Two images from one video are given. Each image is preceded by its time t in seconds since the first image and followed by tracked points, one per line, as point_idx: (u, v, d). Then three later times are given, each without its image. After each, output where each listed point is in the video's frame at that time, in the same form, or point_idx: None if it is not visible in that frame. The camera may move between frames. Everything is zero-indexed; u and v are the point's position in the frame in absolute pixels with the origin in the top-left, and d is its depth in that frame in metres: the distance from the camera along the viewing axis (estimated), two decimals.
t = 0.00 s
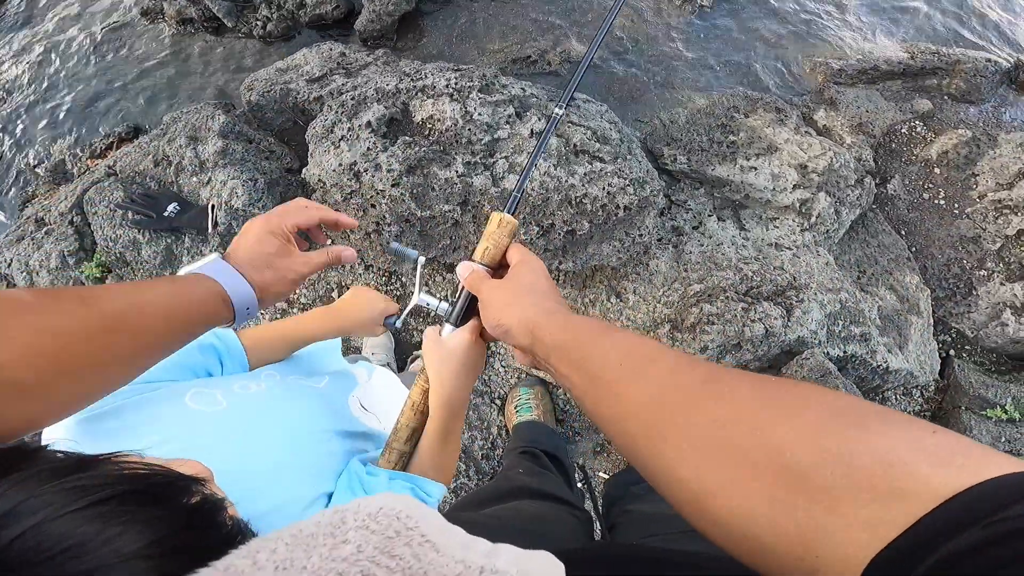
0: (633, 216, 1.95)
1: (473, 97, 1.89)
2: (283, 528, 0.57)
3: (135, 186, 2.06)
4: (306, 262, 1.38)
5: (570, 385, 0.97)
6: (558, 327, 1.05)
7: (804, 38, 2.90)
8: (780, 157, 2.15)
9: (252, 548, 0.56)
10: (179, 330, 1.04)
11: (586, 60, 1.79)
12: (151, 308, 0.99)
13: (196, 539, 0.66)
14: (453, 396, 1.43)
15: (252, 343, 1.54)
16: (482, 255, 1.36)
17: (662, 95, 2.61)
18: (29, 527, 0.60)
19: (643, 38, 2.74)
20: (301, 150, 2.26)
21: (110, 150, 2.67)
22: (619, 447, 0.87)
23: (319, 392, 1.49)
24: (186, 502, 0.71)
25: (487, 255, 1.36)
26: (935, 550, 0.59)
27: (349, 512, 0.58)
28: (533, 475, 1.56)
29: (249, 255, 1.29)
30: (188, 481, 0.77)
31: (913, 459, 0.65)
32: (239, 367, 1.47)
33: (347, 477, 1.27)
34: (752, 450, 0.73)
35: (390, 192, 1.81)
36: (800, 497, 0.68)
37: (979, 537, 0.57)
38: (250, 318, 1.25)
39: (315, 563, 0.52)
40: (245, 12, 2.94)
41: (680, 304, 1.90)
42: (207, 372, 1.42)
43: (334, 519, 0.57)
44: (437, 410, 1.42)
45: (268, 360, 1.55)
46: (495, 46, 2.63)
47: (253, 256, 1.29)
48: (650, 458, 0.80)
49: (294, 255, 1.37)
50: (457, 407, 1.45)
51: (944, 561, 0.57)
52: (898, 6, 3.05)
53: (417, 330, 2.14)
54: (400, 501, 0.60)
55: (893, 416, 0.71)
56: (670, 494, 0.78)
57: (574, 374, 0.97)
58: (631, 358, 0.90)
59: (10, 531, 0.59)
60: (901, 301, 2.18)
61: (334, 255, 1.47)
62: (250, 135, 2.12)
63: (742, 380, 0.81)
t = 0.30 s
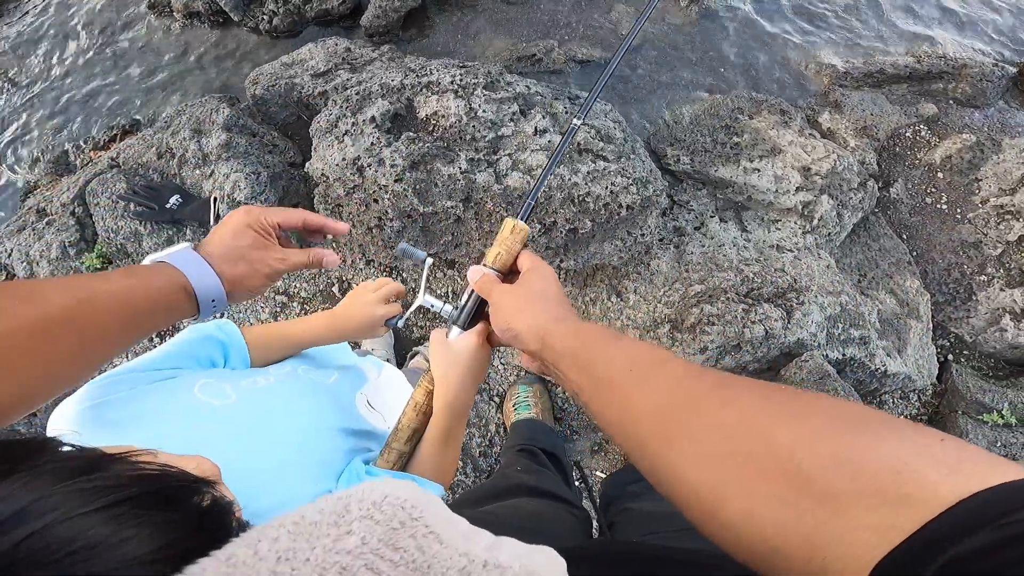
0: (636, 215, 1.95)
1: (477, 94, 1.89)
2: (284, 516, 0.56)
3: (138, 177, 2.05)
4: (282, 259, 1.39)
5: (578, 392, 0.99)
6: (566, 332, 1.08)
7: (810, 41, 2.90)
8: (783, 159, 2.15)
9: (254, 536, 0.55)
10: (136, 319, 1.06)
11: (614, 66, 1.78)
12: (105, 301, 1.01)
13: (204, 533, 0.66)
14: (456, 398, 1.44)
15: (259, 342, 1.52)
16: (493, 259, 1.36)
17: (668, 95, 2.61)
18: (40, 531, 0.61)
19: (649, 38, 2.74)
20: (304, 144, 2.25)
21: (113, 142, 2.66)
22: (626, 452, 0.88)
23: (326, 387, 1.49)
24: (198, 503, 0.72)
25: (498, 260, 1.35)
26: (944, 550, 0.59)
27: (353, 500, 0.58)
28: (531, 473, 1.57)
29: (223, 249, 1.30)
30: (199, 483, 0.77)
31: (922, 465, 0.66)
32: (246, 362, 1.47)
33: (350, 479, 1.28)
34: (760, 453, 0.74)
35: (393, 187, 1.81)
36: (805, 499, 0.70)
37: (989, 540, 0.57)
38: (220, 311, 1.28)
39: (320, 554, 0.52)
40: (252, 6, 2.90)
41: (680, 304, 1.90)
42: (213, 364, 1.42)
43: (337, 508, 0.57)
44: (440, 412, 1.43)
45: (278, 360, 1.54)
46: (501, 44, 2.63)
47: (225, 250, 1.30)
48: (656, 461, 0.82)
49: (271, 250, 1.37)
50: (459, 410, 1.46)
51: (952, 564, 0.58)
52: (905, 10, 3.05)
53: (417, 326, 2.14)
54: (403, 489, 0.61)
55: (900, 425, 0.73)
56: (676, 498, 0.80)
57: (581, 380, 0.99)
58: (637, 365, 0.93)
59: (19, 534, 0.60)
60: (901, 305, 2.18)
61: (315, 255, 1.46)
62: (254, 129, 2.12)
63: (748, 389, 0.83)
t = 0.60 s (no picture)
0: (635, 216, 1.96)
1: (478, 95, 1.90)
2: (282, 524, 0.57)
3: (139, 178, 2.06)
4: (277, 247, 1.40)
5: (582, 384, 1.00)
6: (569, 323, 1.08)
7: (810, 42, 2.91)
8: (783, 160, 2.15)
9: (250, 545, 0.57)
10: (132, 310, 1.06)
11: (599, 66, 1.78)
12: (100, 292, 1.01)
13: (207, 529, 0.67)
14: (459, 391, 1.43)
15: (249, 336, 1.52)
16: (493, 249, 1.35)
17: (668, 96, 2.62)
18: (45, 513, 0.61)
19: (650, 39, 2.75)
20: (305, 144, 2.26)
21: (115, 142, 2.67)
22: (630, 445, 0.89)
23: (329, 381, 1.50)
24: (202, 490, 0.73)
25: (498, 249, 1.35)
26: (949, 544, 0.59)
27: (349, 505, 0.58)
28: (531, 472, 1.57)
29: (216, 238, 1.30)
30: (204, 468, 0.78)
31: (929, 461, 0.66)
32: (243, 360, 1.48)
33: (353, 473, 1.28)
34: (764, 447, 0.75)
35: (393, 188, 1.82)
36: (809, 493, 0.70)
37: (994, 535, 0.57)
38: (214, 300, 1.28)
39: (315, 561, 0.53)
40: (253, 7, 2.92)
41: (680, 305, 1.91)
42: (212, 360, 1.43)
43: (333, 515, 0.57)
44: (443, 404, 1.42)
45: (271, 353, 1.54)
46: (501, 45, 2.63)
47: (217, 239, 1.31)
48: (659, 454, 0.83)
49: (265, 237, 1.38)
50: (463, 401, 1.46)
51: (955, 559, 0.58)
52: (905, 11, 3.05)
53: (417, 326, 2.15)
54: (400, 494, 0.61)
55: (906, 417, 0.72)
56: (678, 490, 0.81)
57: (584, 371, 1.00)
58: (641, 357, 0.93)
59: (21, 520, 0.60)
60: (900, 306, 2.19)
61: (310, 243, 1.49)
62: (255, 129, 2.13)
63: (753, 381, 0.83)
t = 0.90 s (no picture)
0: (634, 216, 1.97)
1: (476, 96, 1.90)
2: (283, 524, 0.57)
3: (140, 179, 2.07)
4: (278, 243, 1.41)
5: (587, 384, 1.01)
6: (575, 323, 1.08)
7: (809, 43, 2.91)
8: (782, 160, 2.15)
9: (250, 547, 0.57)
10: (131, 308, 1.05)
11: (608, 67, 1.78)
12: (99, 290, 1.00)
13: (216, 527, 0.68)
14: (465, 389, 1.42)
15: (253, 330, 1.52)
16: (498, 249, 1.36)
17: (667, 97, 2.62)
18: (62, 507, 0.62)
19: (648, 40, 2.75)
20: (304, 146, 2.27)
21: (115, 144, 2.68)
22: (634, 444, 0.90)
23: (333, 380, 1.50)
24: (214, 488, 0.74)
25: (504, 250, 1.36)
26: (953, 543, 0.59)
27: (349, 506, 0.59)
28: (531, 473, 1.58)
29: (216, 235, 1.31)
30: (216, 467, 0.79)
31: (933, 461, 0.67)
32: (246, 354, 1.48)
33: (357, 471, 1.28)
34: (769, 446, 0.75)
35: (392, 189, 1.82)
36: (814, 492, 0.70)
37: (996, 535, 0.57)
38: (213, 293, 1.28)
39: (315, 560, 0.53)
40: (253, 8, 2.93)
41: (679, 305, 1.91)
42: (217, 355, 1.44)
43: (334, 515, 0.58)
44: (448, 404, 1.41)
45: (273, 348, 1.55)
46: (501, 46, 2.64)
47: (219, 235, 1.32)
48: (663, 453, 0.83)
49: (267, 235, 1.40)
50: (468, 401, 1.44)
51: (960, 557, 0.58)
52: (903, 12, 3.06)
53: (417, 327, 2.16)
54: (401, 494, 0.61)
55: (910, 420, 0.73)
56: (683, 489, 0.81)
57: (589, 370, 1.00)
58: (646, 356, 0.94)
59: (39, 515, 0.61)
60: (900, 306, 2.19)
61: (311, 236, 1.49)
62: (255, 131, 2.14)
63: (757, 381, 0.83)
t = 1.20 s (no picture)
0: (634, 217, 1.97)
1: (476, 97, 1.90)
2: (284, 523, 0.57)
3: (140, 181, 2.07)
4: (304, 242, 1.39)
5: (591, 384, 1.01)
6: (579, 322, 1.08)
7: (808, 43, 2.91)
8: (782, 160, 2.15)
9: (251, 545, 0.57)
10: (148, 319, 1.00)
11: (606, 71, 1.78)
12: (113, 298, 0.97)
13: (223, 522, 0.69)
14: (467, 388, 1.44)
15: (261, 337, 1.51)
16: (502, 249, 1.36)
17: (666, 97, 2.63)
18: (72, 505, 0.61)
19: (648, 40, 2.75)
20: (304, 147, 2.28)
21: (116, 145, 2.68)
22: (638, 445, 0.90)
23: (336, 379, 1.50)
24: (222, 483, 0.76)
25: (507, 249, 1.36)
26: (958, 543, 0.58)
27: (350, 504, 0.59)
28: (532, 473, 1.58)
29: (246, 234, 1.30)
30: (220, 463, 0.81)
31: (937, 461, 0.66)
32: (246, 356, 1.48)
33: (359, 470, 1.28)
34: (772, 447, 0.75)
35: (392, 190, 1.82)
36: (816, 492, 0.70)
37: (999, 534, 0.57)
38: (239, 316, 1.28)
39: (317, 558, 0.53)
40: (253, 10, 2.94)
41: (679, 306, 1.91)
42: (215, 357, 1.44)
43: (334, 514, 0.58)
44: (450, 400, 1.43)
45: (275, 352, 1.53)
46: (500, 47, 2.64)
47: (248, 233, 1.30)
48: (667, 454, 0.83)
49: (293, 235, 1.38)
50: (469, 398, 1.46)
51: (967, 556, 0.57)
52: (903, 12, 3.06)
53: (417, 328, 2.16)
54: (401, 492, 0.61)
55: (913, 421, 0.73)
56: (686, 490, 0.81)
57: (594, 370, 1.00)
58: (651, 356, 0.94)
59: (51, 512, 0.60)
60: (900, 306, 2.19)
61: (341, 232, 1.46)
62: (255, 132, 2.14)
63: (761, 381, 0.84)
